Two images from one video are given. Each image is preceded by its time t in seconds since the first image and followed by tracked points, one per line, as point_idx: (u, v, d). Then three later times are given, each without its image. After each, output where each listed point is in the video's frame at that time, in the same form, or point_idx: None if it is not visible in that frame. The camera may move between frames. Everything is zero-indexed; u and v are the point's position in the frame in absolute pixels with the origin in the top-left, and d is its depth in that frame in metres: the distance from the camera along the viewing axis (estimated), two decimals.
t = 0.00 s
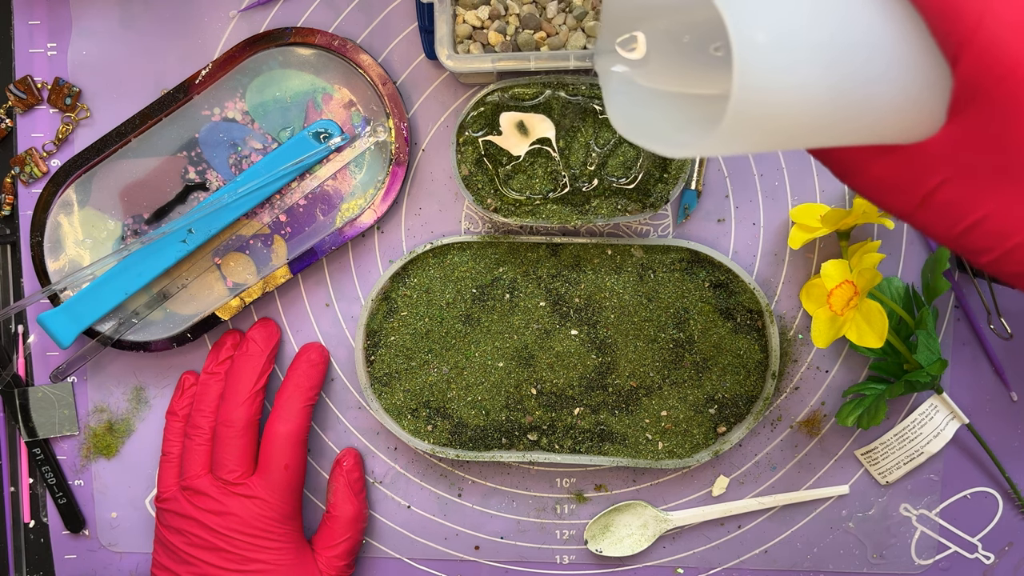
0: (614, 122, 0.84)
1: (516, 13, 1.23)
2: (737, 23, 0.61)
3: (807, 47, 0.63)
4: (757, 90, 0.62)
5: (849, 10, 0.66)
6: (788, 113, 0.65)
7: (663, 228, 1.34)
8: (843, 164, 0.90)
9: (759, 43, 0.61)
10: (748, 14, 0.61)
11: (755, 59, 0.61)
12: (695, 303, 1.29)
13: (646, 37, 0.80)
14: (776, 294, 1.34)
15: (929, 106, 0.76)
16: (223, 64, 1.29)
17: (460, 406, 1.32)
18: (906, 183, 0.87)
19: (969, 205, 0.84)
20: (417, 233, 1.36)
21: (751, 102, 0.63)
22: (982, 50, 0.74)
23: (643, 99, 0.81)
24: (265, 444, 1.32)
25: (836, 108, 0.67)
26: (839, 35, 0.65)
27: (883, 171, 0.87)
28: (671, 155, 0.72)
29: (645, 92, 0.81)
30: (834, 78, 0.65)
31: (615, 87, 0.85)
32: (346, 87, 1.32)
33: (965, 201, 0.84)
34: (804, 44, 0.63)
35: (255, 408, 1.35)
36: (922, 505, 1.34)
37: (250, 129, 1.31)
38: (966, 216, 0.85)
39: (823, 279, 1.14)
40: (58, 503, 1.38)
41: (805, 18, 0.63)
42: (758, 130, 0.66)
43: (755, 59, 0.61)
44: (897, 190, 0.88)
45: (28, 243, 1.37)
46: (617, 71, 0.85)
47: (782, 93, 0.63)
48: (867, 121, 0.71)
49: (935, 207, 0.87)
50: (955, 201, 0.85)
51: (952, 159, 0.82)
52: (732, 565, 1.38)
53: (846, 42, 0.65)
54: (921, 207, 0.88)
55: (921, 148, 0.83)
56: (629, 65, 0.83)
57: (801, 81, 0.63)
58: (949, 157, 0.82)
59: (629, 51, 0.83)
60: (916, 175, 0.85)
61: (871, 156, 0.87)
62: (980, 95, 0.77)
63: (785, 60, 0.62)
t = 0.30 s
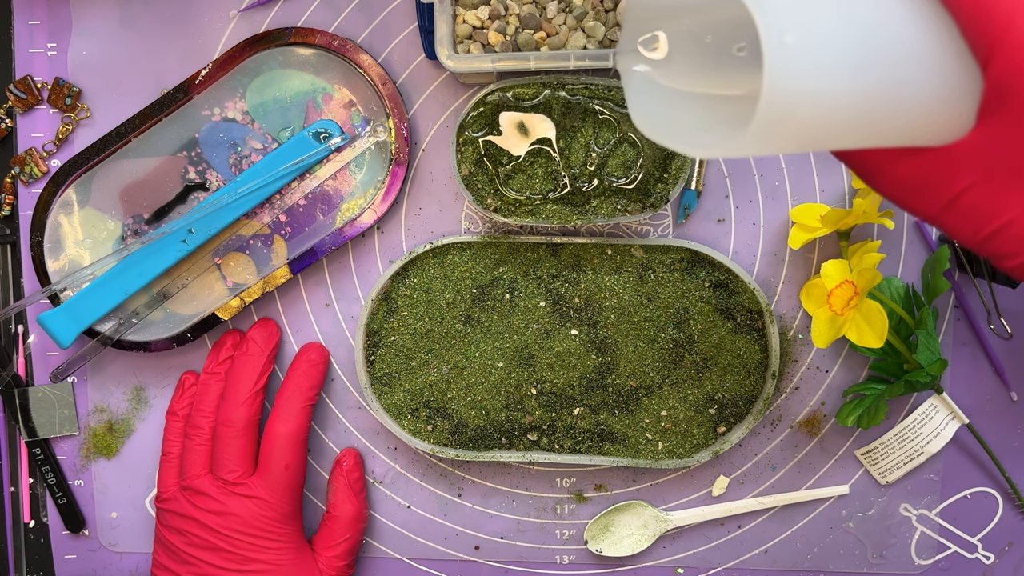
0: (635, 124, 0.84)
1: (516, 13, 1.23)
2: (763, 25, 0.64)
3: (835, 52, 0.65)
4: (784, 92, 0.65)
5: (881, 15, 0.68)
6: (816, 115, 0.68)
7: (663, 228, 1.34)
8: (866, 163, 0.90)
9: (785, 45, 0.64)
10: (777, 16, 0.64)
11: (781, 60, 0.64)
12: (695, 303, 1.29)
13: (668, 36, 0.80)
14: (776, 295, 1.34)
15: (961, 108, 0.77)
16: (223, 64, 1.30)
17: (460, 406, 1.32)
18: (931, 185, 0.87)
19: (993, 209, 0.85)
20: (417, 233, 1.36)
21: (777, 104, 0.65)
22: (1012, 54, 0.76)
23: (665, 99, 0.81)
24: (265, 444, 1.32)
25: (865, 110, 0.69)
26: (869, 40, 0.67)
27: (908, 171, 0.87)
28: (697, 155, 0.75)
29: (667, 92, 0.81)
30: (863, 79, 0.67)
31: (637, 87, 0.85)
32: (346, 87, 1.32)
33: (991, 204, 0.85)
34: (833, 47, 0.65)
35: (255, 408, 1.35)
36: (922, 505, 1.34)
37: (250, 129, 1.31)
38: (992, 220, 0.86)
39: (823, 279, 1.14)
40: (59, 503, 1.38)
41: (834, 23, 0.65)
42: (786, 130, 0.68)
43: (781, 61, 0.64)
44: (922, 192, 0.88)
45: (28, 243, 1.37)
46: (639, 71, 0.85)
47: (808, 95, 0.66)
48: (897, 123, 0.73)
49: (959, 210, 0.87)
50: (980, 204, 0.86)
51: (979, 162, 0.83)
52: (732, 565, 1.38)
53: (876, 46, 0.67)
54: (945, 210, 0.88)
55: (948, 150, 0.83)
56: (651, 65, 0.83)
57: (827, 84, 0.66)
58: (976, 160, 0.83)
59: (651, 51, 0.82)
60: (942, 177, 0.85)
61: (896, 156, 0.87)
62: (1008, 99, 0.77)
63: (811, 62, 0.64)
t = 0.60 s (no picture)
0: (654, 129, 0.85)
1: (516, 13, 1.23)
2: (792, 32, 0.64)
3: (861, 60, 0.65)
4: (812, 99, 0.65)
5: (905, 24, 0.69)
6: (843, 123, 0.67)
7: (663, 228, 1.34)
8: (888, 170, 0.92)
9: (816, 54, 0.64)
10: (804, 23, 0.64)
11: (809, 68, 0.64)
12: (695, 303, 1.29)
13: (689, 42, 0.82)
14: (776, 294, 1.34)
15: (983, 117, 0.78)
16: (223, 64, 1.30)
17: (460, 406, 1.32)
18: (953, 194, 0.88)
19: (1014, 219, 0.87)
20: (417, 233, 1.36)
21: (804, 112, 0.65)
22: None
23: (683, 103, 0.82)
24: (265, 444, 1.32)
25: (889, 118, 0.69)
26: (893, 49, 0.67)
27: (928, 179, 0.89)
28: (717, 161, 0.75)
29: (686, 96, 0.82)
30: (888, 88, 0.67)
31: (656, 91, 0.87)
32: (346, 87, 1.32)
33: (1011, 214, 0.86)
34: (861, 56, 0.65)
35: (255, 408, 1.35)
36: (922, 505, 1.34)
37: (250, 129, 1.31)
38: (1012, 230, 0.87)
39: (823, 279, 1.14)
40: (58, 503, 1.38)
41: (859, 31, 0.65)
42: (814, 138, 0.68)
43: (811, 69, 0.64)
44: (942, 200, 0.90)
45: (28, 243, 1.37)
46: (658, 76, 0.87)
47: (835, 103, 0.66)
48: (919, 131, 0.73)
49: (979, 220, 0.89)
50: (1000, 214, 0.87)
51: (1002, 173, 0.84)
52: (732, 565, 1.37)
53: (900, 55, 0.67)
54: (965, 219, 0.90)
55: (971, 160, 0.85)
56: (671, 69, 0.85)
57: (853, 92, 0.66)
58: (996, 170, 0.84)
59: (671, 56, 0.85)
60: (963, 186, 0.87)
61: (917, 165, 0.89)
62: None
63: (838, 70, 0.64)
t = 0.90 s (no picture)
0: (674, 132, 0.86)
1: (516, 13, 1.23)
2: (815, 38, 0.64)
3: (885, 67, 0.65)
4: (833, 104, 0.65)
5: (930, 29, 0.68)
6: (864, 129, 0.68)
7: (663, 228, 1.34)
8: (906, 177, 0.91)
9: (839, 60, 0.64)
10: (828, 29, 0.64)
11: (830, 75, 0.64)
12: (695, 303, 1.29)
13: (707, 46, 0.80)
14: (776, 295, 1.34)
15: (1008, 123, 0.76)
16: (223, 64, 1.30)
17: (460, 406, 1.32)
18: (972, 201, 0.87)
19: None
20: (417, 233, 1.36)
21: (824, 117, 0.66)
22: None
23: (703, 108, 0.82)
24: (265, 444, 1.32)
25: (911, 124, 0.70)
26: (918, 55, 0.67)
27: (947, 187, 0.88)
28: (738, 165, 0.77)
29: (706, 101, 0.82)
30: (911, 94, 0.67)
31: (674, 96, 0.86)
32: (346, 87, 1.32)
33: None
34: (884, 62, 0.65)
35: (255, 408, 1.35)
36: (922, 505, 1.34)
37: (250, 129, 1.31)
38: None
39: (823, 279, 1.14)
40: (58, 503, 1.38)
41: (884, 37, 0.65)
42: (834, 143, 0.69)
43: (834, 76, 0.64)
44: (961, 208, 0.89)
45: (28, 243, 1.37)
46: (678, 81, 0.85)
47: (856, 109, 0.66)
48: (940, 136, 0.73)
49: (999, 226, 0.88)
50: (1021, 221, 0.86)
51: (1022, 181, 0.83)
52: (732, 565, 1.38)
53: (924, 62, 0.67)
54: (985, 225, 0.89)
55: (991, 167, 0.83)
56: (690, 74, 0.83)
57: (875, 98, 0.66)
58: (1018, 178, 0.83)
59: (691, 60, 0.83)
60: (983, 194, 0.86)
61: (936, 172, 0.88)
62: None
63: (860, 76, 0.65)
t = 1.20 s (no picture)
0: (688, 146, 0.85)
1: (516, 12, 1.23)
2: (832, 59, 0.64)
3: (902, 87, 0.65)
4: (851, 124, 0.65)
5: (946, 50, 0.68)
6: (881, 149, 0.68)
7: (663, 228, 1.34)
8: (920, 193, 0.92)
9: (856, 81, 0.64)
10: (846, 50, 0.64)
11: (848, 95, 0.64)
12: (695, 303, 1.29)
13: (724, 62, 0.79)
14: (776, 294, 1.34)
15: None
16: (223, 64, 1.30)
17: (460, 406, 1.32)
18: (984, 219, 0.87)
19: None
20: (417, 233, 1.36)
21: (842, 137, 0.65)
22: None
23: (717, 125, 0.82)
24: (265, 444, 1.32)
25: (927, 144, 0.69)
26: (934, 76, 0.66)
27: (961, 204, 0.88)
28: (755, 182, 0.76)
29: (720, 117, 0.82)
30: (927, 115, 0.67)
31: (688, 111, 0.86)
32: (346, 87, 1.32)
33: None
34: (902, 82, 0.65)
35: (255, 408, 1.35)
36: (922, 505, 1.34)
37: (250, 129, 1.31)
38: None
39: (823, 279, 1.14)
40: (58, 503, 1.38)
41: (900, 58, 0.65)
42: (851, 162, 0.69)
43: (851, 96, 0.64)
44: (975, 224, 0.88)
45: (28, 243, 1.37)
46: (692, 97, 0.85)
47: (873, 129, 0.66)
48: (955, 155, 0.73)
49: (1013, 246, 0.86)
50: None
51: None
52: (732, 565, 1.38)
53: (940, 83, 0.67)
54: (998, 244, 0.87)
55: (1002, 186, 0.83)
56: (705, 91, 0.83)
57: (892, 118, 0.66)
58: None
59: (705, 77, 0.82)
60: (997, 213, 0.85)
61: (949, 189, 0.88)
62: None
63: (878, 96, 0.64)
